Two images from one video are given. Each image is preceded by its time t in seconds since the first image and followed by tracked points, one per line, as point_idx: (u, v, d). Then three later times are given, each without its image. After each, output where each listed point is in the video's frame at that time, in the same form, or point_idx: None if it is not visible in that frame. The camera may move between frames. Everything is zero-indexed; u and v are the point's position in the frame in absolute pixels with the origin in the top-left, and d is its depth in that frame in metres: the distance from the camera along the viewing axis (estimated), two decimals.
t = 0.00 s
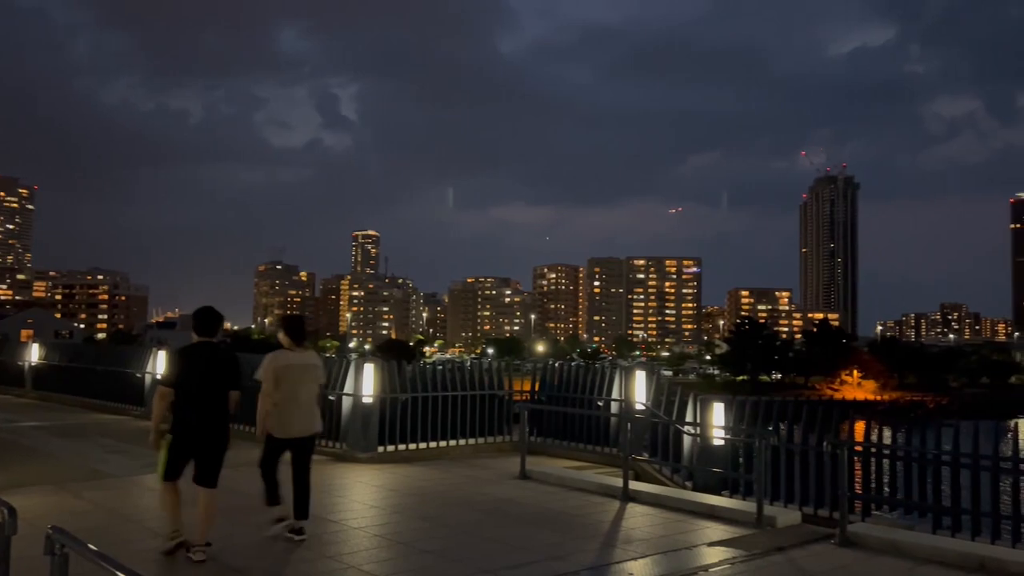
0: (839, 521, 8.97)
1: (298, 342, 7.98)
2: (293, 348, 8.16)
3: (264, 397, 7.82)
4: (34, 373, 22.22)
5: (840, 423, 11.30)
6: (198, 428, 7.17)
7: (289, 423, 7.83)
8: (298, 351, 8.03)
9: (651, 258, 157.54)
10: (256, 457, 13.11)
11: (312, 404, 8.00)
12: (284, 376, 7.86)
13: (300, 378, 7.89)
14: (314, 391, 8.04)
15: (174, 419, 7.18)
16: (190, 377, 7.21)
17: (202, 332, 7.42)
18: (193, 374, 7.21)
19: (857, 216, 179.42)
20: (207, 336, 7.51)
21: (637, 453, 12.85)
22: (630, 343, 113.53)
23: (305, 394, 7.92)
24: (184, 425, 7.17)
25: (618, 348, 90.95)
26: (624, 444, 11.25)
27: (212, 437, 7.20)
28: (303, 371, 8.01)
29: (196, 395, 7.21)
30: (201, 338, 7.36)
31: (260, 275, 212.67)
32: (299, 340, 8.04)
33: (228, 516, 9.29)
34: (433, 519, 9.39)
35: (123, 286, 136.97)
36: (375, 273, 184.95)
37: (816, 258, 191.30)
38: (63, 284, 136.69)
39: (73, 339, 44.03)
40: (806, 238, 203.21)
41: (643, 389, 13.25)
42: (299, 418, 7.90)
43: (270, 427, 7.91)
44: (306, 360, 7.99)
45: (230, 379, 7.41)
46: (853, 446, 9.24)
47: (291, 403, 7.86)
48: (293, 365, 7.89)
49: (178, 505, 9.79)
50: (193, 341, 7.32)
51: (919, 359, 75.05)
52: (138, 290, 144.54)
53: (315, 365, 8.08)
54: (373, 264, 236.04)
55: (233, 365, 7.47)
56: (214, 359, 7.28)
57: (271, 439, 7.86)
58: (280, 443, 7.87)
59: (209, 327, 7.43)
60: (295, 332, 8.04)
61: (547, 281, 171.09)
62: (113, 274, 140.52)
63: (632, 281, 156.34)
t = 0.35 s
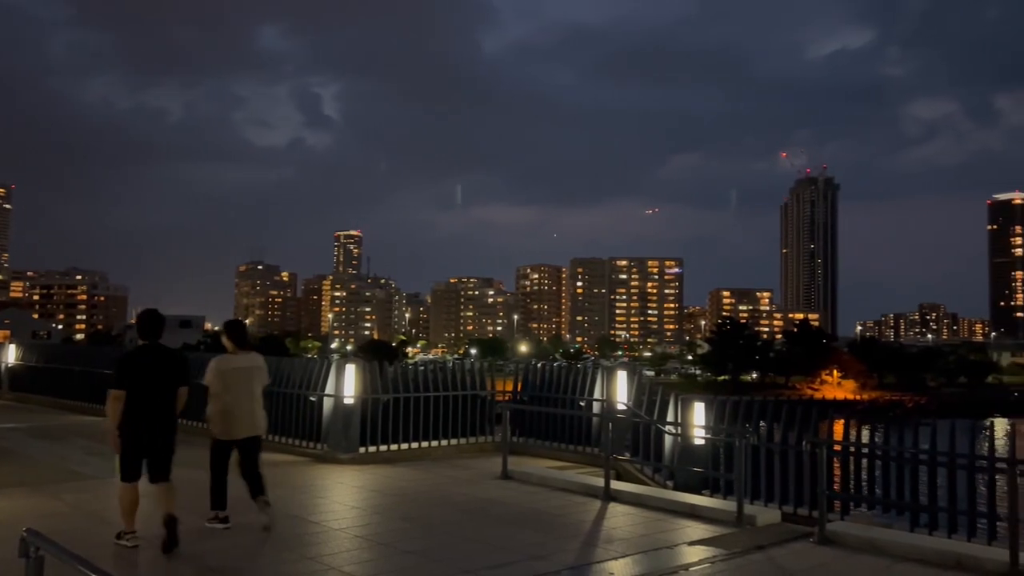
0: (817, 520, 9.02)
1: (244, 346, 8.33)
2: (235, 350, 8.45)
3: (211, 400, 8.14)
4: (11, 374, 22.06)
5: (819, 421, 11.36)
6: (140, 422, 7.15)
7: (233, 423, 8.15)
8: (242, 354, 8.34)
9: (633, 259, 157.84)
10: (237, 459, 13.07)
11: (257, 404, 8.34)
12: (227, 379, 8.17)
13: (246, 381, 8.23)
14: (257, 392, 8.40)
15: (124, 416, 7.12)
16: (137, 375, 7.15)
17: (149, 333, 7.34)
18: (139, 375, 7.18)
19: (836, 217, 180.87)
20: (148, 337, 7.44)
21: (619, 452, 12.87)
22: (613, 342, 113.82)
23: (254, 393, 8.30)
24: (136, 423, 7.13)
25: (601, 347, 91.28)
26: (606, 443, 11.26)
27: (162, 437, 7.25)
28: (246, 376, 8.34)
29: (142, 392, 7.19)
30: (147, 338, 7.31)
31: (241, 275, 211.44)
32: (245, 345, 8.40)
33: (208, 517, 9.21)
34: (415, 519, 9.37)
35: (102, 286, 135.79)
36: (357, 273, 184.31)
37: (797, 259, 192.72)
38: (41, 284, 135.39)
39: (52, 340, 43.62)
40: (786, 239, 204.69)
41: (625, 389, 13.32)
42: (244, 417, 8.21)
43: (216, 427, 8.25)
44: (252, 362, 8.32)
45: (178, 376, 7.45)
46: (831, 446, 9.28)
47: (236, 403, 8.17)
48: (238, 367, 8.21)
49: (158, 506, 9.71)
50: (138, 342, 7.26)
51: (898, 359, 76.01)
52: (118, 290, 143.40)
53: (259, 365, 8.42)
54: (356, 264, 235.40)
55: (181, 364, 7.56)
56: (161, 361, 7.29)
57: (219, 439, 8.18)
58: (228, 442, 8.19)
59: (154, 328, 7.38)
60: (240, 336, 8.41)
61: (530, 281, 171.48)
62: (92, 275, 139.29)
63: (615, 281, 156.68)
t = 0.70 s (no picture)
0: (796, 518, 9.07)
1: (191, 346, 8.51)
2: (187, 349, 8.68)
3: (159, 398, 8.32)
4: None
5: (797, 421, 11.41)
6: (91, 421, 7.27)
7: (181, 418, 8.35)
8: (191, 355, 8.56)
9: (615, 259, 158.24)
10: (215, 460, 12.98)
11: (209, 402, 8.55)
12: (178, 377, 8.39)
13: (196, 377, 8.46)
14: (211, 390, 8.61)
15: (77, 413, 7.27)
16: (94, 373, 7.32)
17: (104, 334, 7.46)
18: (94, 374, 7.34)
19: (816, 218, 182.25)
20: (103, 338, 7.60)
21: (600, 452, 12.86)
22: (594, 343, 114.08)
23: (202, 392, 8.50)
24: (90, 420, 7.26)
25: (582, 347, 91.46)
26: (586, 443, 11.25)
27: (115, 436, 7.36)
28: (194, 375, 8.51)
29: (96, 390, 7.31)
30: (102, 339, 7.45)
31: (221, 275, 209.90)
32: (191, 344, 8.58)
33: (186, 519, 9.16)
34: (396, 520, 9.35)
35: (79, 286, 134.38)
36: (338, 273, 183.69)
37: (776, 260, 194.15)
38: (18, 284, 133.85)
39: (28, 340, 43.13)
40: (765, 239, 206.27)
41: (606, 389, 13.33)
42: (192, 414, 8.41)
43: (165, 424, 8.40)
44: (201, 362, 8.54)
45: (132, 376, 7.54)
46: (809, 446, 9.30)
47: (185, 400, 8.39)
48: (187, 366, 8.43)
49: (135, 508, 9.64)
50: (95, 342, 7.43)
51: (876, 359, 76.78)
52: (96, 290, 141.98)
53: (209, 366, 8.64)
54: (337, 264, 234.46)
55: (138, 363, 7.70)
56: (118, 360, 7.47)
57: (168, 434, 8.36)
58: (176, 437, 8.37)
59: (108, 330, 7.50)
60: (186, 335, 8.57)
61: (512, 281, 171.49)
62: (69, 274, 137.80)
63: (596, 282, 157.01)
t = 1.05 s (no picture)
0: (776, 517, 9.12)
1: (147, 340, 8.70)
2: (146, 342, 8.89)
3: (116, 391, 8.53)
4: None
5: (779, 421, 11.46)
6: (55, 412, 7.57)
7: (137, 412, 8.54)
8: (148, 347, 8.76)
9: (598, 260, 158.54)
10: (197, 461, 12.90)
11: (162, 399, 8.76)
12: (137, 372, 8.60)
13: (153, 374, 8.66)
14: (166, 385, 8.83)
15: (36, 406, 7.55)
16: (60, 368, 7.60)
17: (63, 330, 7.69)
18: (54, 367, 7.60)
19: (796, 218, 183.23)
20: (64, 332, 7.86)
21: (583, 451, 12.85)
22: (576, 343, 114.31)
23: (159, 385, 8.71)
24: (49, 411, 7.55)
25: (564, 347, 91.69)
26: (569, 443, 11.26)
27: (74, 427, 7.63)
28: (152, 370, 8.72)
29: (62, 382, 7.62)
30: (63, 335, 7.68)
31: (201, 274, 208.42)
32: (147, 339, 8.78)
33: (166, 520, 9.13)
34: (378, 521, 9.33)
35: (58, 286, 133.08)
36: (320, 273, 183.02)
37: (757, 260, 195.11)
38: None
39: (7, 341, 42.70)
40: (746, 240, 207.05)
41: (588, 389, 13.34)
42: (149, 407, 8.62)
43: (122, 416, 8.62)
44: (158, 357, 8.74)
45: (90, 370, 7.81)
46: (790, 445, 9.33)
47: (140, 397, 8.58)
48: (143, 360, 8.63)
49: (116, 509, 9.59)
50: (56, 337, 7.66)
51: (855, 359, 77.36)
52: (75, 290, 140.69)
53: (166, 360, 8.84)
54: (319, 264, 233.53)
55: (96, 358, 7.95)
56: (79, 353, 7.75)
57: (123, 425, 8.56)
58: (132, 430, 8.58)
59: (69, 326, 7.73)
60: (144, 331, 8.76)
61: (495, 282, 171.39)
62: (48, 274, 136.44)
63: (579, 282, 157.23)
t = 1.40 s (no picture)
0: (761, 516, 9.15)
1: (100, 339, 9.07)
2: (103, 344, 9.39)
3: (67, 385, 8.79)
4: None
5: (766, 420, 11.52)
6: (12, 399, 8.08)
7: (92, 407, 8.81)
8: (100, 348, 9.12)
9: (586, 260, 158.90)
10: (183, 462, 12.87)
11: (116, 395, 9.04)
12: (87, 370, 8.91)
13: (103, 371, 8.98)
14: (119, 383, 9.11)
15: None
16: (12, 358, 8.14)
17: (9, 325, 8.26)
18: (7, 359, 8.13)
19: (783, 219, 183.85)
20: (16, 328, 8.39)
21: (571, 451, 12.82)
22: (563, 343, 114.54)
23: (113, 381, 8.99)
24: None
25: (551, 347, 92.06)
26: (556, 443, 11.28)
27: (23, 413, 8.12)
28: (106, 369, 9.05)
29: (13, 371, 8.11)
30: (10, 330, 8.23)
31: (189, 274, 207.70)
32: (99, 339, 9.12)
33: (148, 520, 9.10)
34: (362, 522, 9.31)
35: (42, 287, 132.43)
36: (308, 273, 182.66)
37: (744, 260, 195.61)
38: None
39: None
40: (733, 241, 207.64)
41: (576, 388, 13.35)
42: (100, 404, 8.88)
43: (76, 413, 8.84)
44: (109, 355, 9.07)
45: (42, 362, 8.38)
46: (776, 444, 9.36)
47: (94, 391, 8.86)
48: (95, 358, 8.98)
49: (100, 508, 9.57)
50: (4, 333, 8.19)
51: (841, 360, 77.85)
52: (61, 290, 139.96)
53: (118, 358, 9.17)
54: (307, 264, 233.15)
55: (43, 354, 8.41)
56: (28, 346, 8.25)
57: (77, 423, 8.76)
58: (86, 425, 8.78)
59: (16, 323, 8.30)
60: (95, 331, 9.14)
61: (483, 282, 171.46)
62: (33, 274, 135.67)
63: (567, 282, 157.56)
